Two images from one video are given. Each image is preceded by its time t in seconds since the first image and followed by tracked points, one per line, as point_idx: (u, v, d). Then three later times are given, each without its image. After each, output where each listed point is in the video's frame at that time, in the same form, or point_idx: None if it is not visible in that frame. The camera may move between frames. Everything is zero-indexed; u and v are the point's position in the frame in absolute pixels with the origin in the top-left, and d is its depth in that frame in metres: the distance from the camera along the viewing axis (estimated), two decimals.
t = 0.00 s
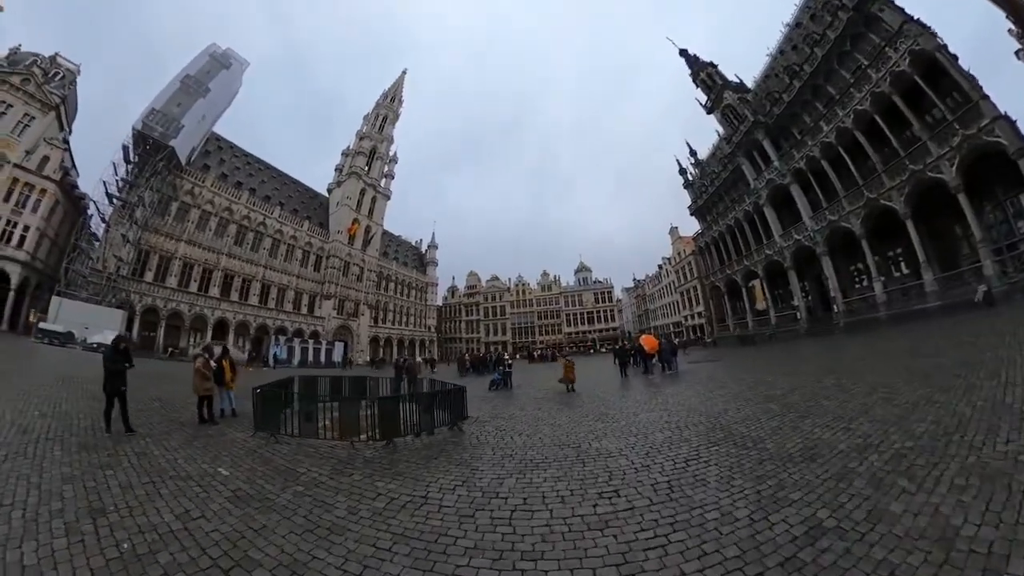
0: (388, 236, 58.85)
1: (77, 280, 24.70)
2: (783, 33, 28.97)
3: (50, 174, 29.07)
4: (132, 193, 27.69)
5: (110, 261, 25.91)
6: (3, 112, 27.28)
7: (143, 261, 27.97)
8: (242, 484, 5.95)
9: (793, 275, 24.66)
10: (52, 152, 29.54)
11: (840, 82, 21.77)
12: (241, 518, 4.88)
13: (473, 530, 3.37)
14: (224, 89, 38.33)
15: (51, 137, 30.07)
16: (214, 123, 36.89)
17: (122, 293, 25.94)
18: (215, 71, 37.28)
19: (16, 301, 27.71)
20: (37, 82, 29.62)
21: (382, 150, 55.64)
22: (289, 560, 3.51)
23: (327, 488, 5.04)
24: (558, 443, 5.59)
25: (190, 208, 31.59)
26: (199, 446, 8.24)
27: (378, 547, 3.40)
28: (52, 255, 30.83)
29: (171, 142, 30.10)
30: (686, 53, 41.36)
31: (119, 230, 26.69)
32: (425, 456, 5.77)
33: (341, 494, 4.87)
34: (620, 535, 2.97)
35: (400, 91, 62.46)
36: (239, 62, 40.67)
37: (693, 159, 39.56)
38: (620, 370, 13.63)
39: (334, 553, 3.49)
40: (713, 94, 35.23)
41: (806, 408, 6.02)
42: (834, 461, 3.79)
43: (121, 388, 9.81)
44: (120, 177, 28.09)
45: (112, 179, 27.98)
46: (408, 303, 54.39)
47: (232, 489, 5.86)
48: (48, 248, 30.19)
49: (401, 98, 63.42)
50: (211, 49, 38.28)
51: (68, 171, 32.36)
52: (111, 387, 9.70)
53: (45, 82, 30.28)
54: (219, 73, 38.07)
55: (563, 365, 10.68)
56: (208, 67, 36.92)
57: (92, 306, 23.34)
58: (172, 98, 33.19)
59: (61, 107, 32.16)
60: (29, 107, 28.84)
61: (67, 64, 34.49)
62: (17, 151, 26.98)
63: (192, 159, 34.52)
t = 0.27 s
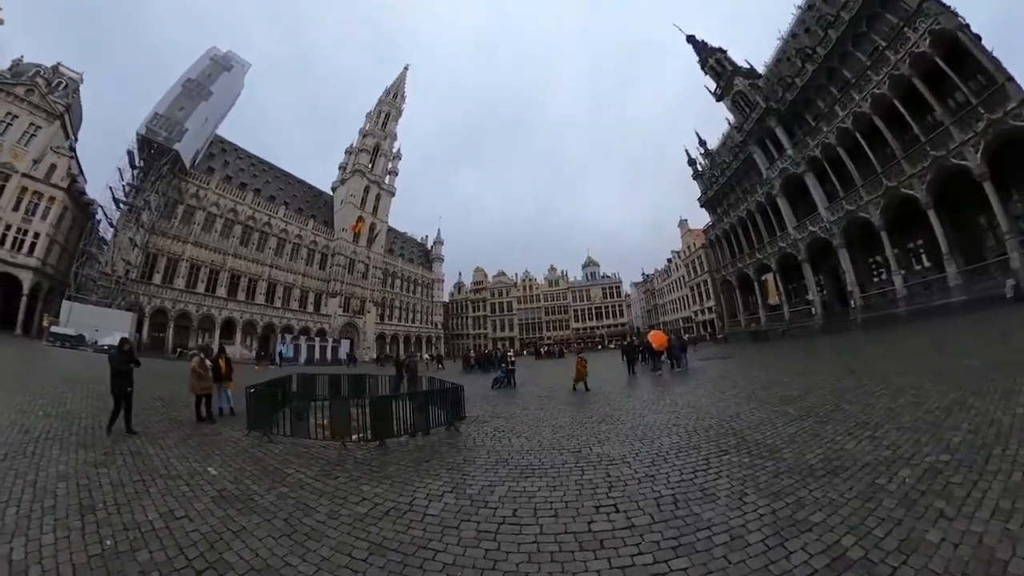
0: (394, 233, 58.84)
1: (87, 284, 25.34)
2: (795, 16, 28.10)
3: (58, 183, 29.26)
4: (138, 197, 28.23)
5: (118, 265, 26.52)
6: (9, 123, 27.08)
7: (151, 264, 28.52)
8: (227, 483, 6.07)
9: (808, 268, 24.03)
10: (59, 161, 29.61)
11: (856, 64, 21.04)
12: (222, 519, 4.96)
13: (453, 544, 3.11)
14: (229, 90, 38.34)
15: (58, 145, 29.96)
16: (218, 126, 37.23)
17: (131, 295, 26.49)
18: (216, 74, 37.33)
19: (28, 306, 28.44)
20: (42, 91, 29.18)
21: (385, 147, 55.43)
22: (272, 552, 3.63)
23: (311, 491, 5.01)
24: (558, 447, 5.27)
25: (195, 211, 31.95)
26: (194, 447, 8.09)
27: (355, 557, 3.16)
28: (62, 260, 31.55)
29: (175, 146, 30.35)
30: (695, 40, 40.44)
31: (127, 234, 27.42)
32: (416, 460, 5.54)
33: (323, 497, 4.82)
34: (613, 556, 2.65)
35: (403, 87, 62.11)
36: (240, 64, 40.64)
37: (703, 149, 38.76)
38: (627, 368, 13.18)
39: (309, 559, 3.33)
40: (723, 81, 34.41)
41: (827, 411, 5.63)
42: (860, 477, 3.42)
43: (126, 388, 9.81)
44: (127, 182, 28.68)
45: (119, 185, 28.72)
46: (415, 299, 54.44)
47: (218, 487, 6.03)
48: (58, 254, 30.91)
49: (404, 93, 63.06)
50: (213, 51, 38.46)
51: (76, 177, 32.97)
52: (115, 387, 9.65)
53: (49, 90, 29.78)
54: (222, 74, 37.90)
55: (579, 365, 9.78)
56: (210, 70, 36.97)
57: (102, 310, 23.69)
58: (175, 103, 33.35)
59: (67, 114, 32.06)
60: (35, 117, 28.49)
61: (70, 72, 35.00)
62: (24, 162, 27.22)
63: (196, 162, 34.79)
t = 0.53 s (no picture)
0: (399, 229, 58.88)
1: (96, 287, 25.83)
2: None
3: (64, 188, 29.91)
4: (143, 200, 28.78)
5: (126, 267, 27.06)
6: (15, 132, 27.77)
7: (158, 266, 29.00)
8: (212, 480, 6.11)
9: (821, 261, 23.47)
10: (64, 167, 30.29)
11: (871, 46, 20.31)
12: (202, 514, 5.02)
13: (431, 558, 2.86)
14: (230, 91, 37.97)
15: (63, 152, 30.60)
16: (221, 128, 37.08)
17: (140, 298, 27.00)
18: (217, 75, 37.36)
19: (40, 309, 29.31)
20: (45, 100, 29.96)
21: (388, 144, 55.29)
22: (252, 555, 3.79)
23: (292, 489, 5.06)
24: (555, 450, 5.01)
25: (201, 212, 32.36)
26: (189, 447, 8.05)
27: (325, 567, 2.97)
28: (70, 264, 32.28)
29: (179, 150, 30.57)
30: (702, 27, 39.54)
31: (134, 238, 27.87)
32: (403, 462, 5.34)
33: (305, 498, 4.88)
34: None
35: (405, 84, 61.68)
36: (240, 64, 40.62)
37: (712, 139, 37.98)
38: (635, 365, 12.79)
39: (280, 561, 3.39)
40: (731, 68, 33.63)
41: (849, 415, 5.22)
42: (884, 493, 3.08)
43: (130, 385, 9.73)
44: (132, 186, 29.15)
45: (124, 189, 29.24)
46: (420, 296, 54.56)
47: (201, 483, 6.09)
48: (66, 259, 31.75)
49: (405, 89, 62.77)
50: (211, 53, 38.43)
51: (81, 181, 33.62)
52: (118, 387, 9.54)
53: (52, 99, 30.58)
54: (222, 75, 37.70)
55: (589, 362, 9.20)
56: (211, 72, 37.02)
57: (111, 311, 24.00)
58: (177, 106, 33.48)
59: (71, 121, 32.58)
60: (39, 125, 29.18)
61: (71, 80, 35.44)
62: (30, 168, 27.96)
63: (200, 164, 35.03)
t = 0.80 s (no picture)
0: (403, 227, 59.06)
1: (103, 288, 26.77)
2: None
3: (69, 192, 30.96)
4: (148, 202, 29.78)
5: (131, 268, 28.04)
6: (19, 138, 28.78)
7: (163, 266, 30.06)
8: (195, 478, 6.26)
9: (835, 256, 22.88)
10: (69, 172, 31.32)
11: (885, 30, 19.62)
12: (181, 513, 5.15)
13: None
14: (230, 90, 38.50)
15: (68, 157, 31.60)
16: (223, 128, 37.60)
17: (145, 298, 28.10)
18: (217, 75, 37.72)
19: (50, 311, 30.39)
20: (48, 106, 30.89)
21: (391, 141, 55.25)
22: (223, 557, 3.91)
23: (272, 490, 5.12)
24: (550, 457, 4.70)
25: (205, 212, 33.15)
26: (181, 448, 8.01)
27: None
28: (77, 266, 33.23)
29: (180, 151, 31.16)
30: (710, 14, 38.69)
31: (139, 239, 28.85)
32: (389, 468, 5.11)
33: (285, 500, 4.90)
34: None
35: (407, 80, 61.37)
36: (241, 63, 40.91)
37: (721, 131, 37.28)
38: (642, 363, 12.33)
39: (248, 565, 3.40)
40: (740, 56, 32.88)
41: (871, 422, 4.83)
42: (916, 518, 2.71)
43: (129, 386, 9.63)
44: (135, 189, 29.86)
45: (128, 191, 30.10)
46: (425, 293, 54.91)
47: (185, 480, 6.26)
48: (74, 262, 32.84)
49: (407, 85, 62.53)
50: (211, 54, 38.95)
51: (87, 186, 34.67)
52: (117, 389, 9.37)
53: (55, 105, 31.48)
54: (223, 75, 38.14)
55: (601, 362, 8.70)
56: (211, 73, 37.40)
57: (116, 312, 24.54)
58: (178, 108, 33.95)
59: (75, 126, 33.58)
60: (43, 131, 30.14)
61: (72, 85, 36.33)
62: (35, 174, 29.01)
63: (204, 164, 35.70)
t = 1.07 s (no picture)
0: (408, 224, 59.32)
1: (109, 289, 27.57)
2: None
3: (75, 195, 32.12)
4: (151, 204, 30.27)
5: (137, 269, 28.80)
6: (23, 144, 29.96)
7: (168, 266, 31.05)
8: (180, 475, 6.39)
9: (850, 248, 22.34)
10: (74, 175, 32.44)
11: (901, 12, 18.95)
12: (160, 510, 5.27)
13: None
14: (234, 89, 38.65)
15: (73, 161, 32.70)
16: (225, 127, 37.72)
17: (151, 298, 28.98)
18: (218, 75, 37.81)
19: (56, 312, 31.62)
20: (52, 111, 32.01)
21: (394, 137, 55.22)
22: (193, 555, 4.04)
23: (252, 490, 5.24)
24: (547, 464, 4.37)
25: (208, 212, 34.28)
26: (171, 448, 7.93)
27: None
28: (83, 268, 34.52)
29: (182, 152, 31.56)
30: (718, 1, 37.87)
31: (144, 241, 29.50)
32: (374, 473, 5.12)
33: (264, 500, 5.03)
34: None
35: (410, 76, 61.03)
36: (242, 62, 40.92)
37: (730, 121, 36.56)
38: (651, 361, 11.86)
39: (216, 567, 3.45)
40: (749, 43, 32.16)
41: (896, 428, 4.45)
42: (956, 546, 2.35)
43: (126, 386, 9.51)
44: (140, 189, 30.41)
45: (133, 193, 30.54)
46: (430, 290, 55.36)
47: (170, 477, 6.39)
48: (80, 263, 34.09)
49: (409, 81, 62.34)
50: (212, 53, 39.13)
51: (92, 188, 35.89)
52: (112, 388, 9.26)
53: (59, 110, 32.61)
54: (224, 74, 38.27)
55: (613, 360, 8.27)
56: (212, 72, 37.50)
57: (122, 313, 25.04)
58: (181, 108, 34.18)
59: (79, 130, 34.69)
60: (47, 136, 31.25)
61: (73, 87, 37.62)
62: (41, 179, 30.12)
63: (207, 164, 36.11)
